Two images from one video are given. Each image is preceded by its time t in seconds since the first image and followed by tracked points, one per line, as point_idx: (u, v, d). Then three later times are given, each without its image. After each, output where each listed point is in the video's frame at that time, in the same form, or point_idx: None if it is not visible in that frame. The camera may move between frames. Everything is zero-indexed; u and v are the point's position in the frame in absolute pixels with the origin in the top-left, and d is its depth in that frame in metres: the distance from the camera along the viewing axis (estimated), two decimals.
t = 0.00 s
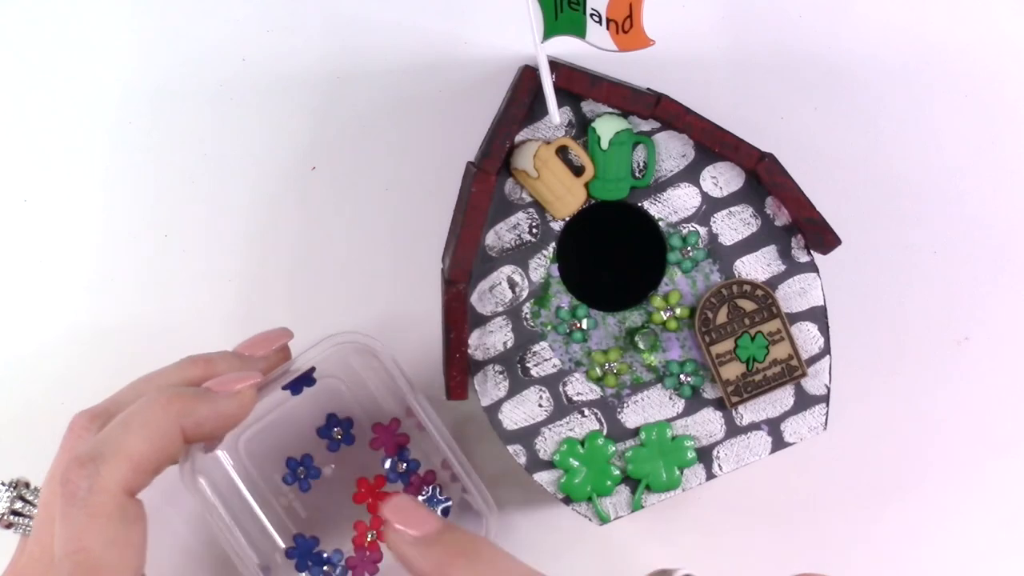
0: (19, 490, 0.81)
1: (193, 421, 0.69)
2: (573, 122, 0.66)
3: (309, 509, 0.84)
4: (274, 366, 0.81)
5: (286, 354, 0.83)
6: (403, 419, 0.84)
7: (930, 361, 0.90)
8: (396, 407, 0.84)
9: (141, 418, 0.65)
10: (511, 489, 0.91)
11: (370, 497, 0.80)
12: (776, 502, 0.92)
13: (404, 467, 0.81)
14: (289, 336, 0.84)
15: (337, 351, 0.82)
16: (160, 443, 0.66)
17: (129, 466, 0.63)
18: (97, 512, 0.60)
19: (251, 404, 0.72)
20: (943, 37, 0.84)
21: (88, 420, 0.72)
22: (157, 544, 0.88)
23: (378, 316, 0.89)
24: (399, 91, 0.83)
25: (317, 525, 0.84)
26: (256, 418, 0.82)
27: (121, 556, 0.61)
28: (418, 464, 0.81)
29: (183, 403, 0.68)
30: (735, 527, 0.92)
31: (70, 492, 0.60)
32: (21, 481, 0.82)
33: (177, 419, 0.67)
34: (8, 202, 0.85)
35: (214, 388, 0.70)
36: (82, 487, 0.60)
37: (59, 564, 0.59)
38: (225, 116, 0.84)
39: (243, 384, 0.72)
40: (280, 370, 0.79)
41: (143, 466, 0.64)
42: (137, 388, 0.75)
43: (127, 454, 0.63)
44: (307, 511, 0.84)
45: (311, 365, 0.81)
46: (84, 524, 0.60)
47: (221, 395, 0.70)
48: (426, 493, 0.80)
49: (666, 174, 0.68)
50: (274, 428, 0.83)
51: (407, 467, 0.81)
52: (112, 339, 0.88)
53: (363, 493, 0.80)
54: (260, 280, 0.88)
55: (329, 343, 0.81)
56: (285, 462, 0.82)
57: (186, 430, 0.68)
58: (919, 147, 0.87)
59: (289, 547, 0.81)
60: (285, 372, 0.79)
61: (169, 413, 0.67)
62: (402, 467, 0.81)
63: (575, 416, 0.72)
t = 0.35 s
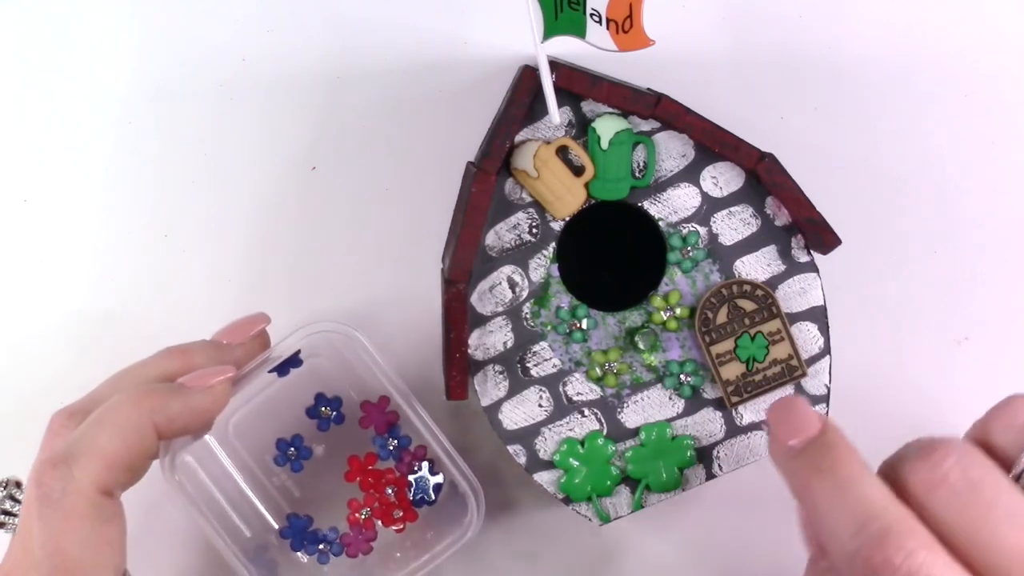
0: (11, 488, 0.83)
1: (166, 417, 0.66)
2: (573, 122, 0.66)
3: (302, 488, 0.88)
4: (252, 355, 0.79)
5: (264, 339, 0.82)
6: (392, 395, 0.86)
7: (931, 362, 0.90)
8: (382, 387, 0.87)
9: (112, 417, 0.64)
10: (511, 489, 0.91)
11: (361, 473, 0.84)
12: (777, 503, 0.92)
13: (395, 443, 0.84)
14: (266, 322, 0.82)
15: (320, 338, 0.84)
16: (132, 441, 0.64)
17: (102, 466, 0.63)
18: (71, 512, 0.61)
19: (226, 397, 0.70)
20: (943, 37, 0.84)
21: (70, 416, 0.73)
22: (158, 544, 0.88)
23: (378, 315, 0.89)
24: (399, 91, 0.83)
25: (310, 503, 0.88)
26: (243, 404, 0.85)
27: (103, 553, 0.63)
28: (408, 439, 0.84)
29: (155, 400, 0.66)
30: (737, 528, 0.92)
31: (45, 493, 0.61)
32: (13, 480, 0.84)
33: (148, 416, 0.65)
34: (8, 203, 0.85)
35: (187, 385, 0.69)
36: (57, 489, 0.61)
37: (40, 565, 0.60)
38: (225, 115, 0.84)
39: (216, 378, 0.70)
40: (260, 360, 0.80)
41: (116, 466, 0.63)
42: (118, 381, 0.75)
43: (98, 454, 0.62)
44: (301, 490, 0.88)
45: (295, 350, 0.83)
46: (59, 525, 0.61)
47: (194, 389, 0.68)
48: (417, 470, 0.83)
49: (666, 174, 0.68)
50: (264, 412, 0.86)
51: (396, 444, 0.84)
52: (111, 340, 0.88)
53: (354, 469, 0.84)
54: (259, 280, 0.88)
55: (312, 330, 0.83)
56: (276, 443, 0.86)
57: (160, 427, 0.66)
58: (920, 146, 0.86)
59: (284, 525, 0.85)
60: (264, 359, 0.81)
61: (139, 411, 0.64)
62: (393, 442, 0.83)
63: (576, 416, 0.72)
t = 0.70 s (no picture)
0: (16, 488, 0.82)
1: (169, 418, 0.67)
2: (573, 122, 0.66)
3: (308, 489, 0.88)
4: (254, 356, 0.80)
5: (267, 339, 0.83)
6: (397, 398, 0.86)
7: (932, 362, 0.90)
8: (386, 389, 0.86)
9: (116, 417, 0.64)
10: (512, 490, 0.90)
11: (367, 477, 0.85)
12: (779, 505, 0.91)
13: (401, 446, 0.85)
14: (271, 323, 0.83)
15: (324, 337, 0.83)
16: (136, 441, 0.64)
17: (106, 466, 0.63)
18: (75, 512, 0.61)
19: (229, 397, 0.71)
20: (943, 38, 0.84)
21: (72, 417, 0.72)
22: (158, 545, 0.88)
23: (379, 316, 0.89)
24: (399, 91, 0.83)
25: (317, 505, 0.88)
26: (249, 404, 0.85)
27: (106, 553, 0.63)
28: (415, 443, 0.85)
29: (159, 401, 0.66)
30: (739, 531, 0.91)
31: (48, 492, 0.61)
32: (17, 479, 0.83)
33: (152, 415, 0.66)
34: (9, 203, 0.85)
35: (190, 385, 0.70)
36: (60, 487, 0.61)
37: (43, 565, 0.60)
38: (226, 116, 0.84)
39: (220, 377, 0.71)
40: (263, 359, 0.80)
41: (119, 465, 0.63)
42: (119, 381, 0.75)
43: (103, 453, 0.63)
44: (308, 492, 0.88)
45: (300, 349, 0.83)
46: (63, 525, 0.61)
47: (196, 389, 0.69)
48: (423, 473, 0.84)
49: (666, 174, 0.68)
50: (269, 412, 0.86)
51: (403, 447, 0.85)
52: (111, 341, 0.88)
53: (360, 472, 0.85)
54: (260, 281, 0.88)
55: (315, 330, 0.82)
56: (282, 446, 0.86)
57: (163, 427, 0.67)
58: (920, 146, 0.86)
59: (290, 528, 0.85)
60: (269, 359, 0.81)
61: (144, 409, 0.65)
62: (399, 445, 0.85)
63: (575, 416, 0.72)
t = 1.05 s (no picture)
0: (15, 488, 0.82)
1: (167, 417, 0.67)
2: (573, 122, 0.66)
3: (307, 489, 0.88)
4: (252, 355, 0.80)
5: (265, 338, 0.82)
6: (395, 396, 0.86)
7: (931, 362, 0.90)
8: (385, 389, 0.86)
9: (114, 417, 0.65)
10: (513, 490, 0.90)
11: (365, 476, 0.85)
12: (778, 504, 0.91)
13: (400, 445, 0.85)
14: (268, 322, 0.82)
15: (322, 336, 0.83)
16: (134, 440, 0.65)
17: (104, 465, 0.63)
18: (74, 511, 0.61)
19: (226, 395, 0.71)
20: (943, 38, 0.84)
21: (71, 418, 0.73)
22: (158, 545, 0.88)
23: (378, 316, 0.89)
24: (399, 91, 0.83)
25: (316, 504, 0.88)
26: (248, 404, 0.85)
27: (104, 553, 0.62)
28: (413, 442, 0.85)
29: (156, 400, 0.66)
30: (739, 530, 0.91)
31: (47, 493, 0.61)
32: (16, 480, 0.83)
33: (150, 414, 0.66)
34: (8, 203, 0.85)
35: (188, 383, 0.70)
36: (58, 488, 0.61)
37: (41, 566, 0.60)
38: (225, 116, 0.84)
39: (216, 376, 0.71)
40: (261, 357, 0.80)
41: (117, 464, 0.64)
42: (118, 382, 0.75)
43: (101, 452, 0.63)
44: (306, 492, 0.88)
45: (298, 349, 0.83)
46: (62, 525, 0.61)
47: (194, 388, 0.69)
48: (421, 472, 0.85)
49: (666, 174, 0.68)
50: (269, 412, 0.86)
51: (401, 447, 0.85)
52: (111, 341, 0.88)
53: (359, 471, 0.85)
54: (259, 281, 0.88)
55: (313, 329, 0.82)
56: (280, 446, 0.86)
57: (161, 427, 0.67)
58: (919, 146, 0.86)
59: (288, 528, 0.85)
60: (266, 357, 0.81)
61: (141, 409, 0.65)
62: (397, 444, 0.85)
63: (575, 416, 0.72)
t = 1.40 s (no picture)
0: (19, 489, 0.82)
1: (171, 415, 0.68)
2: (573, 122, 0.66)
3: (309, 490, 0.88)
4: (254, 354, 0.81)
5: (269, 336, 0.83)
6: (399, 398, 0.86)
7: (932, 362, 0.90)
8: (387, 389, 0.86)
9: (119, 415, 0.65)
10: (513, 491, 0.90)
11: (369, 477, 0.85)
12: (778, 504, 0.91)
13: (403, 446, 0.85)
14: (271, 321, 0.83)
15: (325, 336, 0.83)
16: (139, 438, 0.65)
17: (109, 463, 0.63)
18: (80, 509, 0.61)
19: (229, 393, 0.72)
20: (942, 38, 0.84)
21: (76, 418, 0.73)
22: (159, 545, 0.88)
23: (379, 316, 0.89)
24: (399, 91, 0.83)
25: (318, 506, 0.88)
26: (251, 404, 0.85)
27: (110, 552, 0.62)
28: (416, 443, 0.86)
29: (161, 398, 0.67)
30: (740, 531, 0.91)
31: (52, 491, 0.61)
32: (20, 480, 0.83)
33: (155, 412, 0.66)
34: (8, 203, 0.85)
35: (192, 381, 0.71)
36: (64, 486, 0.61)
37: (47, 564, 0.60)
38: (226, 116, 0.84)
39: (220, 374, 0.72)
40: (263, 358, 0.81)
41: (123, 462, 0.64)
42: (122, 382, 0.76)
43: (106, 450, 0.63)
44: (309, 493, 0.88)
45: (301, 349, 0.83)
46: (68, 523, 0.61)
47: (197, 386, 0.70)
48: (424, 473, 0.85)
49: (666, 174, 0.68)
50: (270, 412, 0.86)
51: (404, 447, 0.85)
52: (112, 340, 0.88)
53: (362, 472, 0.85)
54: (260, 281, 0.88)
55: (315, 328, 0.82)
56: (284, 448, 0.86)
57: (166, 425, 0.68)
58: (920, 146, 0.86)
59: (292, 529, 0.85)
60: (270, 356, 0.81)
61: (146, 407, 0.66)
62: (401, 445, 0.85)
63: (575, 416, 0.72)
